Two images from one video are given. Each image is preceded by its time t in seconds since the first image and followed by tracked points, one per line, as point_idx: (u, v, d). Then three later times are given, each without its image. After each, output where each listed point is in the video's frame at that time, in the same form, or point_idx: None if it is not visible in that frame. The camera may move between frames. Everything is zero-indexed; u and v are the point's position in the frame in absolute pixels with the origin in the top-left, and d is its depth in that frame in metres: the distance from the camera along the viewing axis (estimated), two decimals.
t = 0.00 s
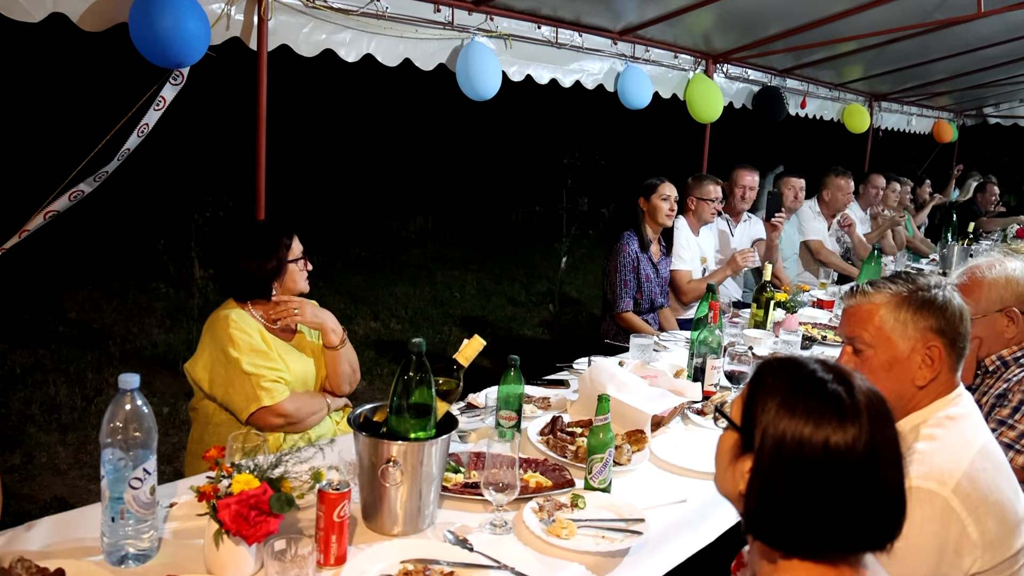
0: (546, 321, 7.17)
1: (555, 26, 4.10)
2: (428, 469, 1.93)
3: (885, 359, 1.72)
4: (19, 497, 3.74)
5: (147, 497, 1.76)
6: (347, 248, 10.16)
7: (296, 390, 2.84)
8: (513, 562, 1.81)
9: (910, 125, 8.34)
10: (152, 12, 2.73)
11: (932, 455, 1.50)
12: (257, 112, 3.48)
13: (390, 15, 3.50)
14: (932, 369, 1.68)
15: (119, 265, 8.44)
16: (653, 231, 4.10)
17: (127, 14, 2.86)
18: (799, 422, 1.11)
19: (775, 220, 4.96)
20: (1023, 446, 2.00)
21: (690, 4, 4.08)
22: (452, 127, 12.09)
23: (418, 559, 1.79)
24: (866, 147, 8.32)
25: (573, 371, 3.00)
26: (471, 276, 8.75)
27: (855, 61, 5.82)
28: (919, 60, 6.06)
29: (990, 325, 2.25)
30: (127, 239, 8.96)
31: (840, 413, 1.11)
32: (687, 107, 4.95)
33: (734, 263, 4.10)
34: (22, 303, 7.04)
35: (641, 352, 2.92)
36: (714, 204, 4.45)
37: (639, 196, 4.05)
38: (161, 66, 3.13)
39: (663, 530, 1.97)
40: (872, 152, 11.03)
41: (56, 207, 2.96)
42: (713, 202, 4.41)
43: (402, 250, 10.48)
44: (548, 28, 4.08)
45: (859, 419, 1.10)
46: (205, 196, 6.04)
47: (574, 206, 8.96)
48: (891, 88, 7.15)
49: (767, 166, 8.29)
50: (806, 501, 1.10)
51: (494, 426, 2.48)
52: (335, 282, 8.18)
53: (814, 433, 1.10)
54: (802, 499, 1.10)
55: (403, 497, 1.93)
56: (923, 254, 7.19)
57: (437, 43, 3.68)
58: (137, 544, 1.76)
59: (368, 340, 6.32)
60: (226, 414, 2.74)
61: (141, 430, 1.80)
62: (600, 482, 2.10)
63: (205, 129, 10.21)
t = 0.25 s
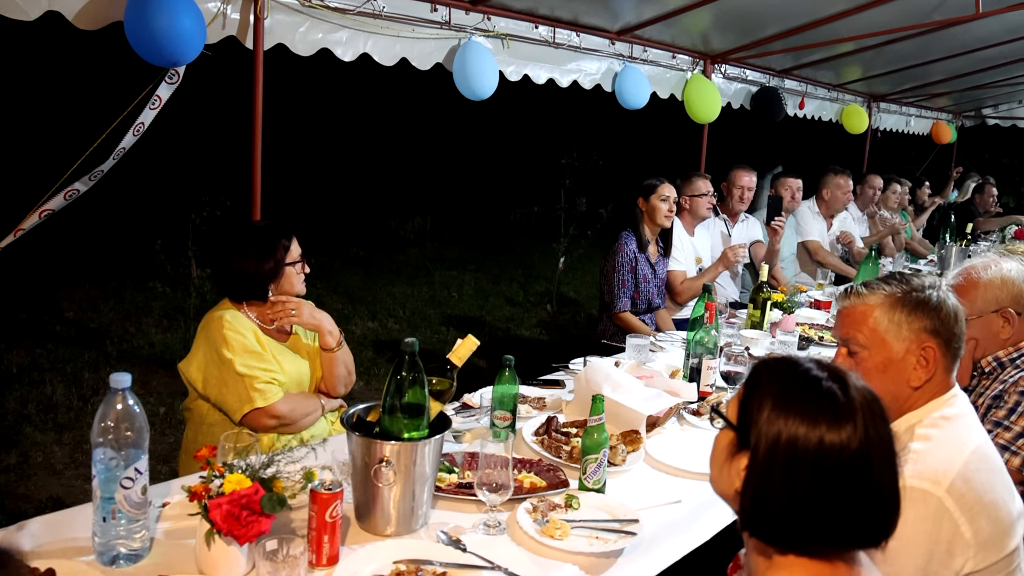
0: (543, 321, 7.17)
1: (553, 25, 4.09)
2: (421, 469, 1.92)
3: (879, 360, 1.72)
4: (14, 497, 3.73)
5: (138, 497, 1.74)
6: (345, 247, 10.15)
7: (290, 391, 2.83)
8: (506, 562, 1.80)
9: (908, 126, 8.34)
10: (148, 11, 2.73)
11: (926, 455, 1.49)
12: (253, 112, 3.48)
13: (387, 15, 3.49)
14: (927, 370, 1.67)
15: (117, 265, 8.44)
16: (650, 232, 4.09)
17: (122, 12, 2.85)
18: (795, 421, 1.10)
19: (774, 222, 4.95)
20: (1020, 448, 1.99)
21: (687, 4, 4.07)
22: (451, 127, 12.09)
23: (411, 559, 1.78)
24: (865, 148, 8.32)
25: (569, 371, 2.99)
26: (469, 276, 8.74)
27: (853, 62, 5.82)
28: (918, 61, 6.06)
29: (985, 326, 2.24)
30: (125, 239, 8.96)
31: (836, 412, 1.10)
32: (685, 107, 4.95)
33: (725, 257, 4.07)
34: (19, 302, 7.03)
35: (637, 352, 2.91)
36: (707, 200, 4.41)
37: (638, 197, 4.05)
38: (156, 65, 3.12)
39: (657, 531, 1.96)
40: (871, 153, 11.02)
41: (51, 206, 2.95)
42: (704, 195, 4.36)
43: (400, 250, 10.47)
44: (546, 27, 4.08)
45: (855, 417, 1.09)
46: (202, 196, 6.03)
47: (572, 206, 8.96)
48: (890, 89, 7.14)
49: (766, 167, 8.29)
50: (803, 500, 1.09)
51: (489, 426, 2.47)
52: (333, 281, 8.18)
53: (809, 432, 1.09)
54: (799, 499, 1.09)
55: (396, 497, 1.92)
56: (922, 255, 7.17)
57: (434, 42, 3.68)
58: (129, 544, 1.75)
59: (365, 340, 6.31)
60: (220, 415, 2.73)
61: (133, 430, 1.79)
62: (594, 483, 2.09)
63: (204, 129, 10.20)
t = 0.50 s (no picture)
0: (539, 321, 7.15)
1: (549, 24, 4.08)
2: (413, 469, 1.90)
3: (872, 359, 1.71)
4: (6, 497, 3.70)
5: (126, 498, 1.72)
6: (341, 247, 10.12)
7: (281, 390, 2.82)
8: (498, 564, 1.78)
9: (905, 127, 8.34)
10: (141, 8, 2.71)
11: (921, 454, 1.48)
12: (247, 109, 3.46)
13: (382, 13, 3.47)
14: (920, 369, 1.66)
15: (112, 265, 8.41)
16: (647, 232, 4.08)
17: (115, 9, 2.83)
18: (794, 419, 1.08)
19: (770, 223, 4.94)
20: (1015, 449, 1.97)
21: (684, 4, 4.06)
22: (448, 127, 12.07)
23: (403, 560, 1.76)
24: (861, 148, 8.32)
25: (563, 371, 2.97)
26: (466, 276, 8.72)
27: (850, 63, 5.81)
28: (914, 62, 6.06)
29: (979, 326, 2.23)
30: (121, 238, 8.93)
31: (836, 409, 1.08)
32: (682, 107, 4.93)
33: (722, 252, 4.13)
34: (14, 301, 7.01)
35: (632, 352, 2.89)
36: (701, 197, 4.41)
37: (635, 196, 4.02)
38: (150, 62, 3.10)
39: (651, 532, 1.94)
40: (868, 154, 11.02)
41: (43, 204, 2.93)
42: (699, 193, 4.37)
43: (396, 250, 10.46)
44: (542, 26, 4.06)
45: (854, 415, 1.08)
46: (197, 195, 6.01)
47: (568, 206, 8.95)
48: (886, 90, 7.14)
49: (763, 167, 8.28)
50: (802, 500, 1.07)
51: (482, 426, 2.45)
52: (329, 280, 8.17)
53: (808, 430, 1.07)
54: (798, 499, 1.07)
55: (388, 498, 1.90)
56: (918, 256, 7.16)
57: (430, 41, 3.66)
58: (117, 546, 1.72)
59: (361, 339, 6.29)
60: (211, 415, 2.71)
61: (121, 430, 1.77)
62: (588, 483, 2.07)
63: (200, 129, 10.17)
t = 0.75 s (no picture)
0: (526, 322, 7.13)
1: (534, 23, 4.06)
2: (396, 474, 1.88)
3: (854, 357, 1.70)
4: None
5: (100, 508, 1.70)
6: (327, 248, 10.07)
7: (262, 395, 2.79)
8: (482, 568, 1.76)
9: (888, 126, 8.39)
10: (118, 6, 2.66)
11: (903, 451, 1.47)
12: (228, 109, 3.41)
13: (365, 12, 3.44)
14: (901, 367, 1.65)
15: (94, 267, 8.31)
16: (633, 231, 4.07)
17: (91, 8, 2.78)
18: (777, 420, 1.07)
19: (754, 224, 4.94)
20: (995, 445, 1.99)
21: (668, 3, 4.05)
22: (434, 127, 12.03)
23: (387, 567, 1.73)
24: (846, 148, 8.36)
25: (549, 372, 2.95)
26: (453, 277, 8.69)
27: (834, 62, 5.84)
28: (897, 61, 6.09)
29: (960, 324, 2.23)
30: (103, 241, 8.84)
31: (819, 410, 1.07)
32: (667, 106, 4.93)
33: (705, 246, 4.16)
34: None
35: (618, 352, 2.88)
36: (686, 197, 4.41)
37: (623, 195, 4.00)
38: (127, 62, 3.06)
39: (637, 535, 1.92)
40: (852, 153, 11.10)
41: (18, 206, 2.88)
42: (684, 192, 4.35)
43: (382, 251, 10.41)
44: (526, 25, 4.04)
45: (837, 415, 1.07)
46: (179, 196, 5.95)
47: (555, 206, 8.93)
48: (870, 90, 7.18)
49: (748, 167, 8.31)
50: (787, 502, 1.05)
51: (467, 428, 2.43)
52: (315, 282, 8.12)
53: (791, 431, 1.06)
54: (781, 502, 1.06)
55: (370, 503, 1.87)
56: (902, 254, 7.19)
57: (414, 40, 3.63)
58: (90, 557, 1.69)
59: (347, 341, 6.26)
60: (190, 420, 2.68)
61: (94, 438, 1.72)
62: (573, 485, 2.06)
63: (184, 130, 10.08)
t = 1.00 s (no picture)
0: (492, 321, 7.09)
1: (495, 21, 4.02)
2: (355, 480, 1.82)
3: (818, 353, 1.69)
4: None
5: (42, 523, 1.59)
6: (290, 249, 9.90)
7: (217, 401, 2.71)
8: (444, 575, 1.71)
9: (848, 124, 8.53)
10: None
11: (866, 450, 1.47)
12: (182, 107, 3.31)
13: (322, 8, 3.37)
14: (864, 364, 1.65)
15: (47, 270, 8.07)
16: (597, 229, 4.05)
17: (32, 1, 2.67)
18: (738, 422, 1.05)
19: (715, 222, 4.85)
20: (957, 439, 2.00)
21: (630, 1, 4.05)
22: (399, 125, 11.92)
23: None
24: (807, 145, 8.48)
25: (513, 372, 2.92)
26: (417, 277, 8.62)
27: (794, 60, 5.90)
28: (856, 60, 6.19)
29: (921, 319, 2.25)
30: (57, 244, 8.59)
31: (779, 411, 1.05)
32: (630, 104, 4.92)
33: (668, 240, 4.17)
34: None
35: (582, 351, 2.86)
36: (648, 195, 4.42)
37: (584, 192, 3.99)
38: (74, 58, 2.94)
39: (601, 537, 1.90)
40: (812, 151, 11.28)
41: None
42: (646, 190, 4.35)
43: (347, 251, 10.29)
44: (488, 23, 4.00)
45: (798, 416, 1.05)
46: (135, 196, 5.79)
47: (520, 204, 8.91)
48: (830, 88, 7.28)
49: (712, 165, 8.39)
50: (749, 506, 1.04)
51: (429, 431, 2.39)
52: (277, 283, 7.99)
53: (752, 433, 1.04)
54: (744, 506, 1.04)
55: (329, 511, 1.82)
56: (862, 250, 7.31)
57: (373, 37, 3.57)
58: None
59: (309, 343, 6.16)
60: (143, 429, 2.59)
61: (36, 450, 1.64)
62: (537, 487, 2.03)
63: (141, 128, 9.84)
